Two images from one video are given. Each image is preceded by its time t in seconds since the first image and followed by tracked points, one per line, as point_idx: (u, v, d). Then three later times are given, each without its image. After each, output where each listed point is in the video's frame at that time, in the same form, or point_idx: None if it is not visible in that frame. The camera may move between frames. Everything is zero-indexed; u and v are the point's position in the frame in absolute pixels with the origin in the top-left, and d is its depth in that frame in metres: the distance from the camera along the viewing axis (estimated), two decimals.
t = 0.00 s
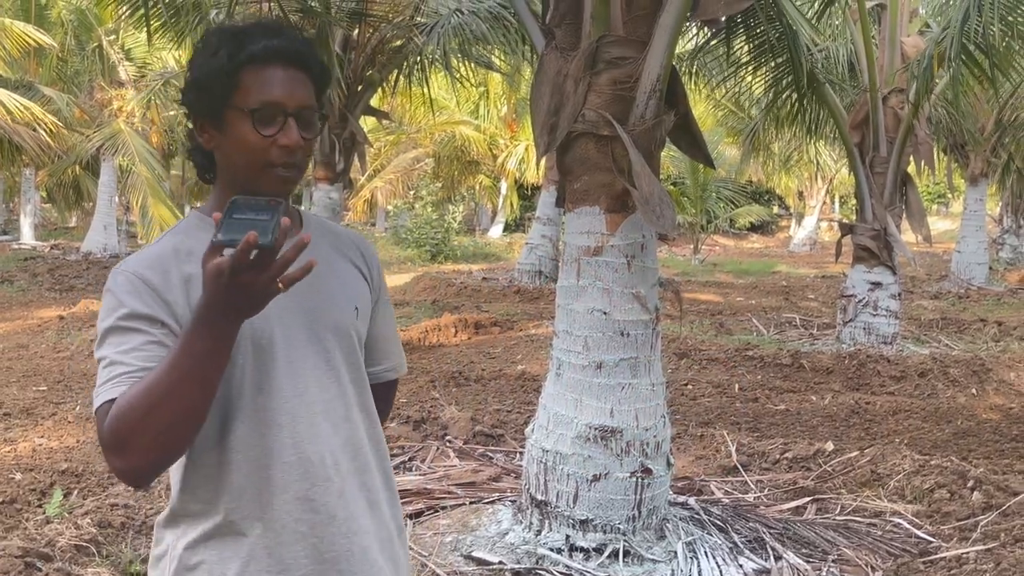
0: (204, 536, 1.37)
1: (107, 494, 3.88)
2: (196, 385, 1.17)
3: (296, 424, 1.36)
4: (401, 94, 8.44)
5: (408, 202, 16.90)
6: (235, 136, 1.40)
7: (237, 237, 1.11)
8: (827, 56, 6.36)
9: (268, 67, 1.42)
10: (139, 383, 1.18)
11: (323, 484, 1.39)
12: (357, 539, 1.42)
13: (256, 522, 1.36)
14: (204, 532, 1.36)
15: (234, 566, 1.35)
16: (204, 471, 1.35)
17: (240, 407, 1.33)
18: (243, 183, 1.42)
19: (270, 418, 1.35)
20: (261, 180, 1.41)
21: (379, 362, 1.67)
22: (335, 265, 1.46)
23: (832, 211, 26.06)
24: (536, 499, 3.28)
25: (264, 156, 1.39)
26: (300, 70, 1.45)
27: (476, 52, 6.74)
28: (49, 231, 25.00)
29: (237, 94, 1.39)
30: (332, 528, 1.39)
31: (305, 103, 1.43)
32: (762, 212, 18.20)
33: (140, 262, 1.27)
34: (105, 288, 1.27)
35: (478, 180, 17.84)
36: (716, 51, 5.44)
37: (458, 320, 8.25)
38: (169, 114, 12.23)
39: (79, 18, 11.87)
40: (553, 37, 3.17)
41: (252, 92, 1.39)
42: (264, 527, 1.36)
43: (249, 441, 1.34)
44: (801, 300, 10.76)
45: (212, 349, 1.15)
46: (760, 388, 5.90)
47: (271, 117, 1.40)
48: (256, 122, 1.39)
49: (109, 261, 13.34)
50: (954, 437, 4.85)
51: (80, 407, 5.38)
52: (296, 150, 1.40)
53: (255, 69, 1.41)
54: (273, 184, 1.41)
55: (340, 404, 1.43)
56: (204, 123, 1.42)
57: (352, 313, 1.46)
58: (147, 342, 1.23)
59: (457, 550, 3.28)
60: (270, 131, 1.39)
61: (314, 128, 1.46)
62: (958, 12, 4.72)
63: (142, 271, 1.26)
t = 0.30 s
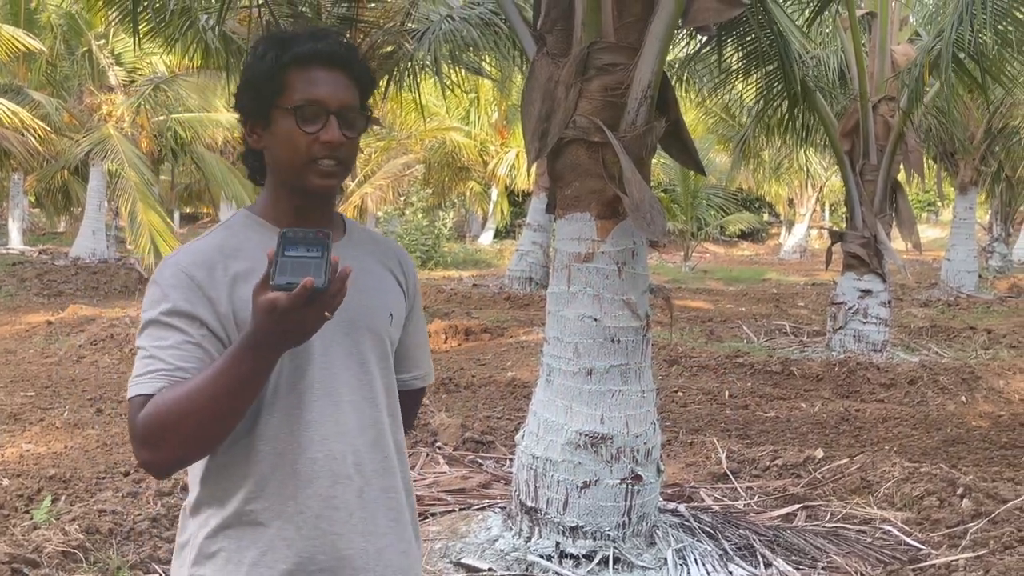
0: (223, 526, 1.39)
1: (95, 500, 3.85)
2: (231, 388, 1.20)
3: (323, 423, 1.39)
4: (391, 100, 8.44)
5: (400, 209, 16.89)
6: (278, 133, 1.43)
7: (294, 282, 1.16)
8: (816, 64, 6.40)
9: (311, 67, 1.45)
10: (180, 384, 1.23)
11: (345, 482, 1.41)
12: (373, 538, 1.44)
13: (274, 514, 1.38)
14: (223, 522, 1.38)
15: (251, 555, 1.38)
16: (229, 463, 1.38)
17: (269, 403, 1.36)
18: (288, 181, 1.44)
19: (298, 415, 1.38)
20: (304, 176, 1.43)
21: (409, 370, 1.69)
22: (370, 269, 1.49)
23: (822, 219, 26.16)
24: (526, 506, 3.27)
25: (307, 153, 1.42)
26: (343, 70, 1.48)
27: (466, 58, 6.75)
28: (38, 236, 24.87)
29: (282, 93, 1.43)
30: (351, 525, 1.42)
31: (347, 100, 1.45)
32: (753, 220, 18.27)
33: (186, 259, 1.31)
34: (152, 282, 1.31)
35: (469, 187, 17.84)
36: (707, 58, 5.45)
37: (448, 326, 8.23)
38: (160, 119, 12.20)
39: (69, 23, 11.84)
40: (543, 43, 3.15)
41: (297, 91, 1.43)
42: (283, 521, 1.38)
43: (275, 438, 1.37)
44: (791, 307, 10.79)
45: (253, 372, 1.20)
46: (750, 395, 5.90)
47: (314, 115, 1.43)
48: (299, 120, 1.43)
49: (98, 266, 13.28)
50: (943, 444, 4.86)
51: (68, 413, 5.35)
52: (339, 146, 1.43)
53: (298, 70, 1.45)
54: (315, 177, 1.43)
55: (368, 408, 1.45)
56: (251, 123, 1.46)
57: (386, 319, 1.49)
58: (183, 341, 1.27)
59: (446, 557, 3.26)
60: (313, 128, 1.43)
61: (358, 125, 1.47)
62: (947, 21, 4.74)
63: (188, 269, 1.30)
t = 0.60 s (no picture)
0: (233, 512, 1.45)
1: (82, 503, 3.83)
2: (236, 370, 1.27)
3: (335, 419, 1.43)
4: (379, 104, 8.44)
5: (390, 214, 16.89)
6: (299, 129, 1.54)
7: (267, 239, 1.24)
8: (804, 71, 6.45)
9: (329, 69, 1.58)
10: (192, 364, 1.31)
11: (352, 480, 1.45)
12: (376, 537, 1.48)
13: (282, 505, 1.43)
14: (235, 508, 1.45)
15: (255, 542, 1.43)
16: (244, 452, 1.44)
17: (285, 397, 1.41)
18: (311, 174, 1.53)
19: (312, 410, 1.42)
20: (321, 167, 1.52)
21: (437, 380, 1.73)
22: (391, 274, 1.53)
23: (810, 225, 26.27)
24: (514, 510, 3.27)
25: (322, 143, 1.51)
26: (361, 72, 1.60)
27: (456, 62, 6.76)
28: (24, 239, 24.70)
29: (302, 93, 1.57)
30: (354, 523, 1.46)
31: (360, 95, 1.55)
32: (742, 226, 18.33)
33: (215, 252, 1.39)
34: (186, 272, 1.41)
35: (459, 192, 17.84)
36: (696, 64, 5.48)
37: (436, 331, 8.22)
38: (149, 122, 12.16)
39: (58, 24, 11.80)
40: (533, 48, 3.17)
41: (314, 90, 1.56)
42: (289, 511, 1.43)
43: (287, 431, 1.42)
44: (779, 313, 10.83)
45: (253, 349, 1.27)
46: (737, 400, 5.92)
47: (327, 108, 1.53)
48: (314, 113, 1.53)
49: (86, 270, 13.21)
50: (929, 450, 4.89)
51: (54, 416, 5.32)
52: (351, 131, 1.51)
53: (317, 73, 1.58)
54: (328, 166, 1.51)
55: (381, 409, 1.49)
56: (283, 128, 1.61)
57: (405, 325, 1.52)
58: (206, 327, 1.35)
59: (433, 561, 3.25)
60: (325, 119, 1.53)
61: (375, 120, 1.55)
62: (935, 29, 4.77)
63: (220, 260, 1.38)
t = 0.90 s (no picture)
0: (234, 501, 1.49)
1: (69, 503, 3.82)
2: (227, 364, 1.31)
3: (331, 415, 1.44)
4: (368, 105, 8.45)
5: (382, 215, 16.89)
6: (309, 133, 1.55)
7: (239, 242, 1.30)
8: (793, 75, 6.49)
9: (338, 74, 1.60)
10: (191, 356, 1.36)
11: (347, 474, 1.46)
12: (370, 533, 1.48)
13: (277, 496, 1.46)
14: (236, 498, 1.49)
15: (251, 531, 1.47)
16: (245, 444, 1.48)
17: (284, 391, 1.43)
18: (321, 178, 1.54)
19: (310, 405, 1.44)
20: (330, 170, 1.53)
21: (454, 381, 1.70)
22: (395, 273, 1.54)
23: (799, 228, 26.39)
24: (503, 511, 3.27)
25: (330, 146, 1.52)
26: (370, 76, 1.61)
27: (446, 63, 6.77)
28: (12, 238, 24.58)
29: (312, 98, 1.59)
30: (348, 517, 1.47)
31: (368, 98, 1.56)
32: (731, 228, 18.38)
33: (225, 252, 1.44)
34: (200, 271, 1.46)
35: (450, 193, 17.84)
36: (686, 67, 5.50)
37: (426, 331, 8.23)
38: (139, 121, 12.12)
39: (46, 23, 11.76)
40: (524, 50, 3.16)
41: (323, 94, 1.57)
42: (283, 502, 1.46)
43: (284, 423, 1.44)
44: (768, 315, 10.87)
45: (241, 344, 1.31)
46: (725, 402, 5.94)
47: (334, 111, 1.55)
48: (323, 117, 1.55)
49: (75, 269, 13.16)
50: (917, 452, 4.92)
51: (42, 416, 5.30)
52: (359, 134, 1.52)
53: (327, 78, 1.60)
54: (338, 169, 1.52)
55: (382, 407, 1.49)
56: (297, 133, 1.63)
57: (407, 324, 1.52)
58: (212, 323, 1.40)
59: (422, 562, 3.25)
60: (333, 122, 1.54)
61: (383, 123, 1.56)
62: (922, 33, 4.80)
63: (227, 259, 1.41)
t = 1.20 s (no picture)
0: (233, 495, 1.50)
1: (61, 499, 3.81)
2: (222, 363, 1.32)
3: (329, 412, 1.45)
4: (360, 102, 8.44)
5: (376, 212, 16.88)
6: (302, 133, 1.56)
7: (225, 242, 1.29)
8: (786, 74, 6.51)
9: (329, 72, 1.60)
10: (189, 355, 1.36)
11: (344, 472, 1.46)
12: (367, 530, 1.49)
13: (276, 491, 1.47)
14: (235, 493, 1.49)
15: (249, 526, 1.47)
16: (244, 440, 1.48)
17: (282, 388, 1.44)
18: (315, 178, 1.55)
19: (308, 402, 1.44)
20: (324, 171, 1.54)
21: (453, 378, 1.71)
22: (394, 271, 1.54)
23: (792, 227, 26.45)
24: (495, 508, 3.28)
25: (323, 146, 1.53)
26: (362, 73, 1.60)
27: (440, 60, 6.76)
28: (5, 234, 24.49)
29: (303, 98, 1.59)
30: (345, 514, 1.47)
31: (359, 97, 1.56)
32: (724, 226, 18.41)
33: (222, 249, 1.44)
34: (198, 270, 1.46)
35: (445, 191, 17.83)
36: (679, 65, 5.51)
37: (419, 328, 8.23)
38: (132, 117, 12.08)
39: (39, 18, 11.72)
40: (518, 47, 3.16)
41: (314, 94, 1.57)
42: (281, 498, 1.47)
43: (282, 420, 1.44)
44: (760, 314, 10.88)
45: (235, 343, 1.31)
46: (717, 400, 5.95)
47: (326, 111, 1.55)
48: (315, 117, 1.55)
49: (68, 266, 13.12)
50: (908, 450, 4.93)
51: (33, 412, 5.29)
52: (351, 135, 1.52)
53: (318, 76, 1.60)
54: (332, 170, 1.53)
55: (380, 404, 1.49)
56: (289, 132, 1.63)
57: (405, 322, 1.52)
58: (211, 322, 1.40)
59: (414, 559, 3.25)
60: (325, 123, 1.54)
61: (376, 121, 1.56)
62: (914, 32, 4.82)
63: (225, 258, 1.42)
